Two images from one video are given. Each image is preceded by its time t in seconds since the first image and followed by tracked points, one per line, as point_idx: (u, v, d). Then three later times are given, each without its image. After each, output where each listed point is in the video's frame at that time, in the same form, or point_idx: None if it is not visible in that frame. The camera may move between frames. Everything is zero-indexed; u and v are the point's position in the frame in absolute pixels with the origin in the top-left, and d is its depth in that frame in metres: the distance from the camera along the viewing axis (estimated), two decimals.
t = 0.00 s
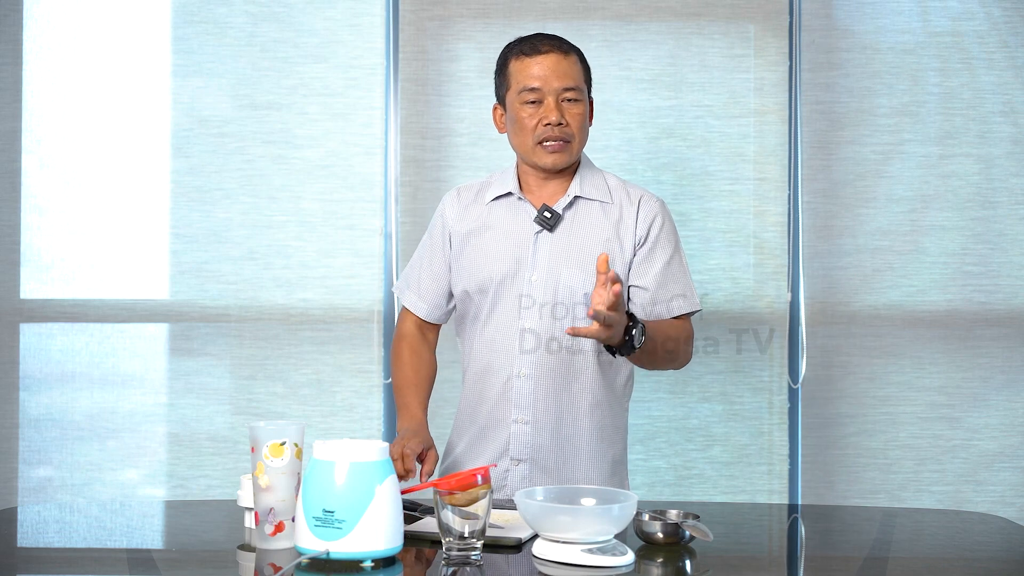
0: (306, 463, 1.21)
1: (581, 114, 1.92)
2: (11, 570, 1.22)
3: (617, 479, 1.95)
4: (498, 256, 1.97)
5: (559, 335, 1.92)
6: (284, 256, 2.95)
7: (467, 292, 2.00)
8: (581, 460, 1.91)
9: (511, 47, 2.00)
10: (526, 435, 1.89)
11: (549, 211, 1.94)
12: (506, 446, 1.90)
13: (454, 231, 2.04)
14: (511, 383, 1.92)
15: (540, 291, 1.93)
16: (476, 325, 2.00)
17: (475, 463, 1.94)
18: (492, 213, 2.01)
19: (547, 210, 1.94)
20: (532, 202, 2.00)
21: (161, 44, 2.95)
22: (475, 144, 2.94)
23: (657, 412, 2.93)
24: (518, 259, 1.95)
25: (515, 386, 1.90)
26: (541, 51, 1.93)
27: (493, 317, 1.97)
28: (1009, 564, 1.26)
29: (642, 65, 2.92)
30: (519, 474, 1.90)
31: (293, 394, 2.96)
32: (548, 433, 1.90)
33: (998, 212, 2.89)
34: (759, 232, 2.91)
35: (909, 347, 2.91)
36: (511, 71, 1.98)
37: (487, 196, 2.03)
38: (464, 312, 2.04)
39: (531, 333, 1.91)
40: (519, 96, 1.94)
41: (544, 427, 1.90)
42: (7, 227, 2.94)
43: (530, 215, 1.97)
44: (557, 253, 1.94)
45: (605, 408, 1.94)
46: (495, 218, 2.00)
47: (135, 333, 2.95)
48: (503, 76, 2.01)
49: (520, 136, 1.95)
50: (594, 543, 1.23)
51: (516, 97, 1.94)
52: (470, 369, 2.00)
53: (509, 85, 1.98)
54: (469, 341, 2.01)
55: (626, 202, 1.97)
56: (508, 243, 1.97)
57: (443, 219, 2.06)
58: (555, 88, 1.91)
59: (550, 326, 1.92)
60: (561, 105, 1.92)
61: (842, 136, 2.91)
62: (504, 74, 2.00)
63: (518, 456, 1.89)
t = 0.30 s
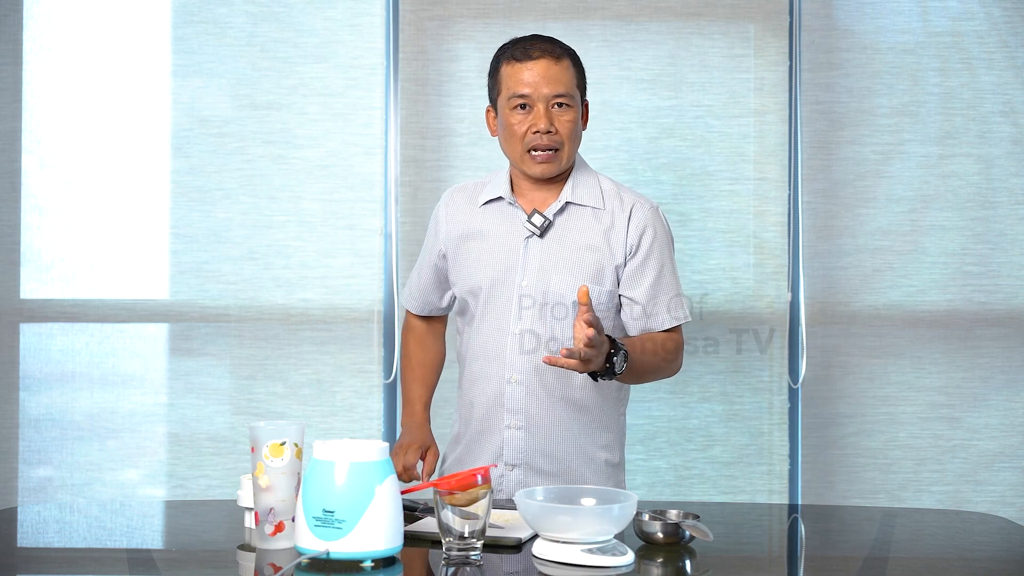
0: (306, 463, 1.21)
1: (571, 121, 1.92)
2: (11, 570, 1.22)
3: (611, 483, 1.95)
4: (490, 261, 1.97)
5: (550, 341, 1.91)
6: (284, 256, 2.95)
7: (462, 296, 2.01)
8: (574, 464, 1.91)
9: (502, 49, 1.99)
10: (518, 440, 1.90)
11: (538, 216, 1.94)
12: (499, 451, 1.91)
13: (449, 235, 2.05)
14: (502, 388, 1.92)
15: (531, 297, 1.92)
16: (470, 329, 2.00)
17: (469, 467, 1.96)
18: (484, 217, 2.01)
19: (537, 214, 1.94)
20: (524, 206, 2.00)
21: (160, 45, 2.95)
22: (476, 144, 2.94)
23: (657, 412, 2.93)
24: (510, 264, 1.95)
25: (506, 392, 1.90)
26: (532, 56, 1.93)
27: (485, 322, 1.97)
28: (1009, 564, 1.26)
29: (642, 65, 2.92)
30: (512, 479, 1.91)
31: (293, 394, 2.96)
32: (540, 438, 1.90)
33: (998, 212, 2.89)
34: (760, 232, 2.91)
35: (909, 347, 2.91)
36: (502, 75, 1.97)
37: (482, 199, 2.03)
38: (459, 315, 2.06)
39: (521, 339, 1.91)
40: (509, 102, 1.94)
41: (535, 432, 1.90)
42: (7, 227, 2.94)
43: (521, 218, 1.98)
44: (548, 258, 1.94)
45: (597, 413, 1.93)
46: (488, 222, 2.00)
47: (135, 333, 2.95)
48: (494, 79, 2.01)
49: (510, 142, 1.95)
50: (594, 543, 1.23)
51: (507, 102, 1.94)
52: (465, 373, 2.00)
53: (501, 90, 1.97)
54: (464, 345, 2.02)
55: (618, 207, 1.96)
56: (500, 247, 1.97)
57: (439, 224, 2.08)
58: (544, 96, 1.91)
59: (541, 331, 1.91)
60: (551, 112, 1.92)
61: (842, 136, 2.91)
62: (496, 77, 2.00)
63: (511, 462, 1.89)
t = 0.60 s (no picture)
0: (305, 463, 1.21)
1: (570, 113, 1.92)
2: (11, 570, 1.22)
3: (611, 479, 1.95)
4: (489, 257, 1.97)
5: (549, 336, 1.91)
6: (284, 256, 2.95)
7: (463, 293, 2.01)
8: (573, 461, 1.91)
9: (507, 44, 2.01)
10: (517, 437, 1.89)
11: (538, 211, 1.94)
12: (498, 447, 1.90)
13: (450, 232, 2.05)
14: (502, 384, 1.92)
15: (530, 293, 1.92)
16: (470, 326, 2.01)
17: (468, 465, 1.95)
18: (484, 215, 2.01)
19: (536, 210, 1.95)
20: (524, 202, 2.00)
21: (160, 45, 2.95)
22: (476, 144, 2.94)
23: (657, 412, 2.93)
24: (509, 260, 1.95)
25: (505, 388, 1.90)
26: (536, 49, 1.94)
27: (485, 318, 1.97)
28: (1009, 564, 1.26)
29: (642, 65, 2.92)
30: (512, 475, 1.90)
31: (293, 394, 2.96)
32: (539, 434, 1.90)
33: (998, 212, 2.89)
34: (759, 232, 2.91)
35: (909, 347, 2.91)
36: (505, 67, 1.99)
37: (483, 196, 2.03)
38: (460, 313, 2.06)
39: (520, 335, 1.91)
40: (510, 93, 1.95)
41: (535, 428, 1.89)
42: (7, 227, 2.94)
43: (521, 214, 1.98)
44: (547, 254, 1.94)
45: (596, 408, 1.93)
46: (489, 219, 2.00)
47: (135, 333, 2.95)
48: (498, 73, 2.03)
49: (509, 132, 1.95)
50: (594, 543, 1.23)
51: (508, 93, 1.95)
52: (465, 370, 2.00)
53: (503, 82, 1.99)
54: (464, 342, 2.02)
55: (617, 204, 1.96)
56: (500, 244, 1.97)
57: (440, 221, 2.08)
58: (545, 87, 1.92)
59: (541, 327, 1.91)
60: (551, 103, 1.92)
61: (842, 136, 2.91)
62: (499, 71, 2.01)
63: (510, 458, 1.89)
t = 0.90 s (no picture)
0: (305, 463, 1.21)
1: (578, 107, 1.93)
2: (11, 570, 1.22)
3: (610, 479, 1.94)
4: (493, 253, 1.97)
5: (551, 333, 1.91)
6: (284, 256, 2.95)
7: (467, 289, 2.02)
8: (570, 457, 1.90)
9: (512, 44, 2.03)
10: (515, 432, 1.89)
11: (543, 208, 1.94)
12: (497, 442, 1.90)
13: (456, 228, 2.06)
14: (502, 379, 1.92)
15: (532, 289, 1.92)
16: (473, 322, 2.01)
17: (467, 461, 1.95)
18: (490, 211, 2.02)
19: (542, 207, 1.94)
20: (530, 199, 2.01)
21: (160, 45, 2.95)
22: (475, 144, 2.94)
23: (657, 412, 2.93)
24: (512, 256, 1.95)
25: (505, 383, 1.90)
26: (541, 45, 1.96)
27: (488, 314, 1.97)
28: (1010, 564, 1.26)
29: (642, 65, 2.92)
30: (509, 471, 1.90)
31: (293, 394, 2.96)
32: (538, 431, 1.89)
33: (998, 212, 2.89)
34: (760, 232, 2.91)
35: (909, 347, 2.91)
36: (511, 66, 2.00)
37: (489, 193, 2.04)
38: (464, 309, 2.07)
39: (521, 331, 1.91)
40: (517, 89, 1.96)
41: (533, 424, 1.89)
42: (7, 227, 2.94)
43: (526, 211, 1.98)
44: (550, 250, 1.94)
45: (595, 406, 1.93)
46: (494, 216, 2.01)
47: (135, 333, 2.95)
48: (504, 72, 2.04)
49: (517, 128, 1.96)
50: (594, 543, 1.23)
51: (515, 90, 1.97)
52: (468, 365, 2.01)
53: (509, 80, 2.00)
54: (468, 338, 2.02)
55: (622, 202, 1.95)
56: (504, 240, 1.97)
57: (447, 217, 2.09)
58: (552, 81, 1.93)
59: (542, 323, 1.91)
60: (558, 98, 1.94)
61: (842, 136, 2.91)
62: (505, 70, 2.03)
63: (508, 453, 1.88)
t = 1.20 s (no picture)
0: (306, 463, 1.21)
1: (579, 117, 1.91)
2: (11, 570, 1.22)
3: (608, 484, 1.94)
4: (496, 257, 1.98)
5: (549, 339, 1.90)
6: (284, 256, 2.95)
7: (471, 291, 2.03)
8: (567, 464, 1.90)
9: (513, 49, 2.00)
10: (512, 436, 1.89)
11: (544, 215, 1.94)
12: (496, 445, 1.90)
13: (463, 230, 2.06)
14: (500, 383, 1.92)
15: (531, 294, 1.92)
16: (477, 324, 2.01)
17: (468, 461, 1.96)
18: (494, 214, 2.02)
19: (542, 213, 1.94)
20: (534, 204, 2.00)
21: (160, 45, 2.95)
22: (475, 144, 2.94)
23: (657, 412, 2.93)
24: (514, 261, 1.95)
25: (503, 387, 1.90)
26: (542, 53, 1.93)
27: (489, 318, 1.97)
28: (1009, 564, 1.26)
29: (642, 65, 2.92)
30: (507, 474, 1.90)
31: (293, 394, 2.96)
32: (536, 436, 1.89)
33: (998, 212, 2.89)
34: (760, 231, 2.91)
35: (909, 347, 2.91)
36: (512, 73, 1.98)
37: (495, 196, 2.04)
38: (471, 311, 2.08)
39: (519, 336, 1.91)
40: (518, 99, 1.94)
41: (531, 429, 1.89)
42: (7, 227, 2.94)
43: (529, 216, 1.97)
44: (550, 256, 1.93)
45: (594, 413, 1.92)
46: (499, 218, 2.01)
47: (135, 333, 2.95)
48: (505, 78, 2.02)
49: (519, 138, 1.95)
50: (594, 543, 1.23)
51: (516, 99, 1.95)
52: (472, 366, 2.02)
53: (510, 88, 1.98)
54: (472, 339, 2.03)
55: (624, 210, 1.93)
56: (506, 244, 1.97)
57: (456, 218, 2.10)
58: (552, 92, 1.91)
59: (541, 329, 1.91)
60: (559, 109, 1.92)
61: (842, 136, 2.91)
62: (506, 76, 2.01)
63: (504, 457, 1.88)
